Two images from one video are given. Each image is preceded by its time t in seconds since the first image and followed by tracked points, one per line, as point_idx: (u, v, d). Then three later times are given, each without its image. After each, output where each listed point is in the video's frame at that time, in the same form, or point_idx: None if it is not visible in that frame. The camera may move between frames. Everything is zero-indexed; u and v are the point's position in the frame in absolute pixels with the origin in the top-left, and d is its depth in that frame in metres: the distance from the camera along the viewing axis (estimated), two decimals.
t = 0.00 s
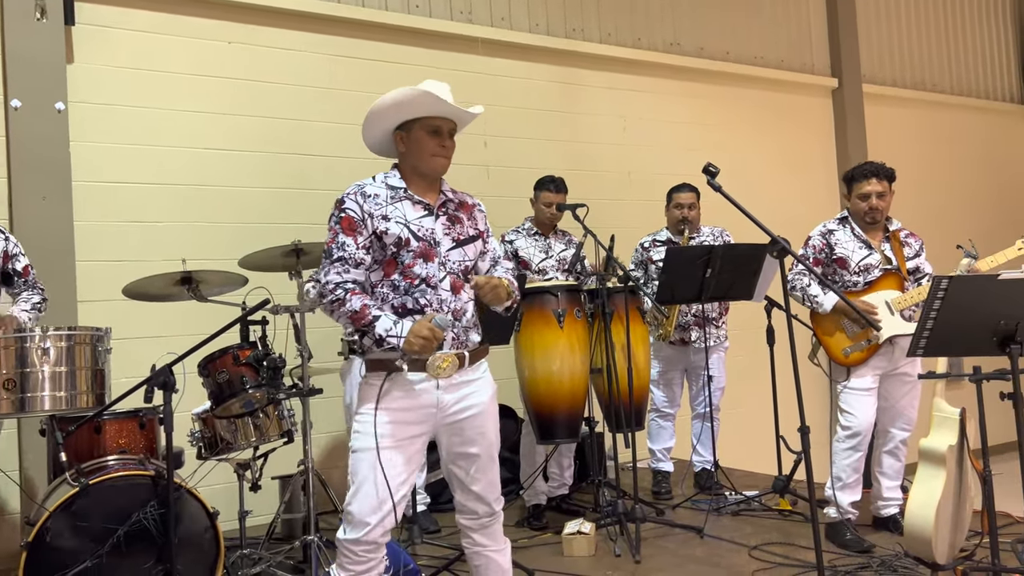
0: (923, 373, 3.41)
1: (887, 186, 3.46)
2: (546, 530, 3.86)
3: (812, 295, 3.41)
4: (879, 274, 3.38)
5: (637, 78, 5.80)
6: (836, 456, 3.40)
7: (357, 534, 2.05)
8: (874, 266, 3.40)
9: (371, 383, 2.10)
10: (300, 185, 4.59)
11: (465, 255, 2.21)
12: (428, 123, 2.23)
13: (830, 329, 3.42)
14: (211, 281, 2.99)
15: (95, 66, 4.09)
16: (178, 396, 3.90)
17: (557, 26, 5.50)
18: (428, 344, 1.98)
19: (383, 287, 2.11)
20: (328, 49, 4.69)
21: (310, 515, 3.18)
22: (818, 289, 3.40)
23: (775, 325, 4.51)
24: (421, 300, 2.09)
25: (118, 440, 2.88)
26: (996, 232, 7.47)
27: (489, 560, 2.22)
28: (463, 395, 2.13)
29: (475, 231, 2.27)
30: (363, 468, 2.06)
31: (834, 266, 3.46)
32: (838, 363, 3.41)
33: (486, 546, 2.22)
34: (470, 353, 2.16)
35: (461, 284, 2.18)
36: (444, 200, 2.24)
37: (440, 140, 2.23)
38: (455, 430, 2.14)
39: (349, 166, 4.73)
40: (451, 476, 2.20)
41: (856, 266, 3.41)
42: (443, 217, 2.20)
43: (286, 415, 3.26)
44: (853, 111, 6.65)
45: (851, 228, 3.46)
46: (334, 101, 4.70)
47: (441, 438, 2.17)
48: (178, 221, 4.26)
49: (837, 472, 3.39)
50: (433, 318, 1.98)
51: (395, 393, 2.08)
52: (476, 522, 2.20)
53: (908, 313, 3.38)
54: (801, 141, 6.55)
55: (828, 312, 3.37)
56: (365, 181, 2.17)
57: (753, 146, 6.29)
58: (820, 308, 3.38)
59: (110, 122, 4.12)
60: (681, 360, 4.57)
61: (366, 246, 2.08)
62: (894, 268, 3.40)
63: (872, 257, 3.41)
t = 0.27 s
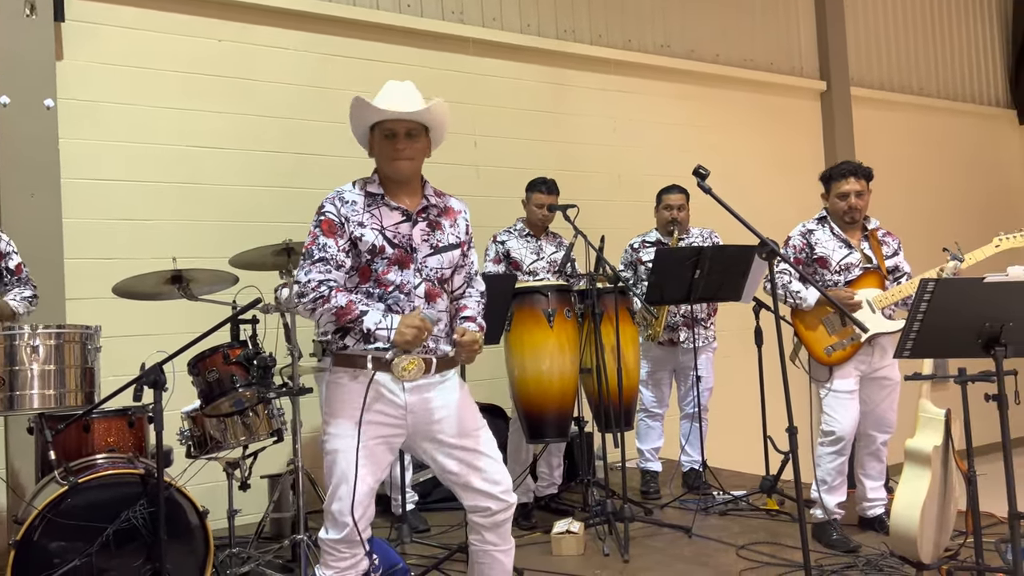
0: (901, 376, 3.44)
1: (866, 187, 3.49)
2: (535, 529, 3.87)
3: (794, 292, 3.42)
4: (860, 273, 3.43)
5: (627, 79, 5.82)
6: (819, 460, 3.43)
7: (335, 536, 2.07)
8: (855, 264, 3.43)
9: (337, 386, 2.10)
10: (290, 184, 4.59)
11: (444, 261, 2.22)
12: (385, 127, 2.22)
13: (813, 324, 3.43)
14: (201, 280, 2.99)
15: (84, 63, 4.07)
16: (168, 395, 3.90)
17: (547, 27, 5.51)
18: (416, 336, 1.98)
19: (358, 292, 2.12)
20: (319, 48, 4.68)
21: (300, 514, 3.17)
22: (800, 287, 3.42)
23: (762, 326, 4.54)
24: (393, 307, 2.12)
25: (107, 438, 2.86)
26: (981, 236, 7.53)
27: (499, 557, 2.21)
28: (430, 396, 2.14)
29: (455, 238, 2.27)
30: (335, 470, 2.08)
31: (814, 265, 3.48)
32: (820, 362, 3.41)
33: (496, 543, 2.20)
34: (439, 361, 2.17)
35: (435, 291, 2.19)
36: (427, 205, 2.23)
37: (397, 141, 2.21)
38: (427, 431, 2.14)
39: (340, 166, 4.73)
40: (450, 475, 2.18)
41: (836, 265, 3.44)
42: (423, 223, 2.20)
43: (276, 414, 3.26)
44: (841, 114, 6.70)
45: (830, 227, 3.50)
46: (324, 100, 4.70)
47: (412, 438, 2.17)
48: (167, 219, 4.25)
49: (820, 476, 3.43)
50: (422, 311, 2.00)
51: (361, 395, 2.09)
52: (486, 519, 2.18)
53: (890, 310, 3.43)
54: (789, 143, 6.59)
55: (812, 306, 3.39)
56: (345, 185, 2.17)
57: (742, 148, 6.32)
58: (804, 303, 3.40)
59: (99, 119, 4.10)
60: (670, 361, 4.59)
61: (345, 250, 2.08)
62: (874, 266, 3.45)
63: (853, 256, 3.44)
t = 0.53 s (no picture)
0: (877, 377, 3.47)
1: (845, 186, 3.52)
2: (525, 528, 3.88)
3: (775, 292, 3.41)
4: (840, 271, 3.45)
5: (617, 80, 5.84)
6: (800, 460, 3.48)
7: (341, 525, 2.11)
8: (834, 262, 3.46)
9: (349, 379, 2.12)
10: (281, 182, 4.58)
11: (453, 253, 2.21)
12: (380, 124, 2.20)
13: (792, 326, 3.44)
14: (192, 277, 3.00)
15: (73, 59, 4.05)
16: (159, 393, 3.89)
17: (539, 27, 5.53)
18: (430, 315, 1.99)
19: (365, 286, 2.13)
20: (310, 45, 4.68)
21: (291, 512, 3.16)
22: (782, 287, 3.41)
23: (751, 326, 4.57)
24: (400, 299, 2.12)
25: (97, 436, 2.85)
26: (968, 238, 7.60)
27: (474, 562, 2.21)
28: (439, 392, 2.15)
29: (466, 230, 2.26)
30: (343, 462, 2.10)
31: (794, 262, 3.49)
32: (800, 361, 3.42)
33: (471, 549, 2.20)
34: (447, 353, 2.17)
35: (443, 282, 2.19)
36: (435, 197, 2.23)
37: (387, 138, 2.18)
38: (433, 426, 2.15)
39: (331, 164, 4.73)
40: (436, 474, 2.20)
41: (816, 263, 3.46)
42: (430, 215, 2.20)
43: (266, 412, 3.27)
44: (830, 116, 6.74)
45: (810, 225, 3.53)
46: (315, 98, 4.70)
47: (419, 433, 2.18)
48: (157, 217, 4.23)
49: (803, 475, 3.47)
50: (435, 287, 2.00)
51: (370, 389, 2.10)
52: (463, 525, 2.18)
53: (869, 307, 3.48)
54: (778, 145, 6.63)
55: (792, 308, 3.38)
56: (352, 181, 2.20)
57: (732, 149, 6.36)
58: (784, 304, 3.39)
59: (88, 115, 4.08)
60: (659, 361, 4.62)
61: (353, 245, 2.10)
62: (854, 265, 3.48)
63: (832, 254, 3.47)
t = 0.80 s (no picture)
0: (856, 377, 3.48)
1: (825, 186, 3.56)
2: (514, 526, 3.90)
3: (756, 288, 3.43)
4: (819, 270, 3.49)
5: (608, 80, 5.86)
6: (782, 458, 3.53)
7: (348, 527, 2.09)
8: (814, 261, 3.49)
9: (350, 377, 2.12)
10: (272, 180, 4.58)
11: (451, 254, 2.23)
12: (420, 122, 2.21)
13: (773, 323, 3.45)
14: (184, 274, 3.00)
15: (63, 55, 4.04)
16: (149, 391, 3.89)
17: (531, 27, 5.54)
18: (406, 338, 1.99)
19: (367, 283, 2.14)
20: (301, 44, 4.68)
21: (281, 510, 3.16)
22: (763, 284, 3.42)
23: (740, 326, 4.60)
24: (402, 297, 2.13)
25: (86, 433, 2.84)
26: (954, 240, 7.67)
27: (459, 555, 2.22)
28: (440, 389, 2.16)
29: (465, 231, 2.28)
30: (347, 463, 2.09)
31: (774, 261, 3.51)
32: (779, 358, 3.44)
33: (457, 541, 2.22)
34: (448, 349, 2.18)
35: (443, 283, 2.20)
36: (436, 197, 2.24)
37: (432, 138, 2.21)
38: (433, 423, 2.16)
39: (322, 162, 4.73)
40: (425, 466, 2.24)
41: (797, 261, 3.49)
42: (432, 216, 2.21)
43: (257, 410, 3.26)
44: (819, 118, 6.79)
45: (789, 225, 3.57)
46: (307, 96, 4.70)
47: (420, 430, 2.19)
48: (148, 214, 4.22)
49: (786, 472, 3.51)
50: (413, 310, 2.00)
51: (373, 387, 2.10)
52: (447, 516, 2.21)
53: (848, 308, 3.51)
54: (767, 147, 6.67)
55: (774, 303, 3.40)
56: (356, 176, 2.19)
57: (722, 149, 6.39)
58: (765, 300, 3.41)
59: (79, 112, 4.06)
60: (649, 360, 4.63)
61: (353, 242, 2.10)
62: (833, 264, 3.52)
63: (812, 253, 3.50)
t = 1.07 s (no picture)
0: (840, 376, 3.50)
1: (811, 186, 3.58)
2: (505, 523, 3.91)
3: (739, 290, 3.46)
4: (804, 272, 3.52)
5: (600, 80, 5.88)
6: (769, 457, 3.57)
7: (335, 519, 2.14)
8: (799, 263, 3.52)
9: (320, 375, 2.13)
10: (263, 177, 4.58)
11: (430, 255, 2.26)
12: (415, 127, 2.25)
13: (759, 324, 3.46)
14: (175, 271, 2.99)
15: (54, 51, 4.02)
16: (140, 388, 3.89)
17: (523, 26, 5.56)
18: (398, 321, 2.01)
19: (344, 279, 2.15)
20: (293, 41, 4.67)
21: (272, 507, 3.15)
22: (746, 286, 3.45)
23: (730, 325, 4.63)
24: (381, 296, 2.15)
25: (77, 430, 2.84)
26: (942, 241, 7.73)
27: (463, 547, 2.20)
28: (410, 384, 2.17)
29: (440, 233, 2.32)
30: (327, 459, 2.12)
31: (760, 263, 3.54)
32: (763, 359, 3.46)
33: (462, 533, 2.19)
34: (418, 349, 2.21)
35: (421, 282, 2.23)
36: (412, 198, 2.27)
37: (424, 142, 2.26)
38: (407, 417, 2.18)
39: (314, 160, 4.73)
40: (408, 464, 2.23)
41: (782, 263, 3.52)
42: (411, 216, 2.24)
43: (249, 407, 3.25)
44: (808, 119, 6.84)
45: (775, 226, 3.59)
46: (299, 93, 4.70)
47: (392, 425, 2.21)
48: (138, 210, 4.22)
49: (773, 471, 3.54)
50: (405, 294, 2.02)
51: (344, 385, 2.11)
52: (455, 509, 2.17)
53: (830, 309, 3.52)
54: (757, 147, 6.71)
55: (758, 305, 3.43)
56: (337, 172, 2.19)
57: (712, 149, 6.43)
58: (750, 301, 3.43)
59: (69, 108, 4.05)
60: (639, 358, 4.65)
61: (334, 238, 2.10)
62: (817, 265, 3.54)
63: (797, 254, 3.53)
